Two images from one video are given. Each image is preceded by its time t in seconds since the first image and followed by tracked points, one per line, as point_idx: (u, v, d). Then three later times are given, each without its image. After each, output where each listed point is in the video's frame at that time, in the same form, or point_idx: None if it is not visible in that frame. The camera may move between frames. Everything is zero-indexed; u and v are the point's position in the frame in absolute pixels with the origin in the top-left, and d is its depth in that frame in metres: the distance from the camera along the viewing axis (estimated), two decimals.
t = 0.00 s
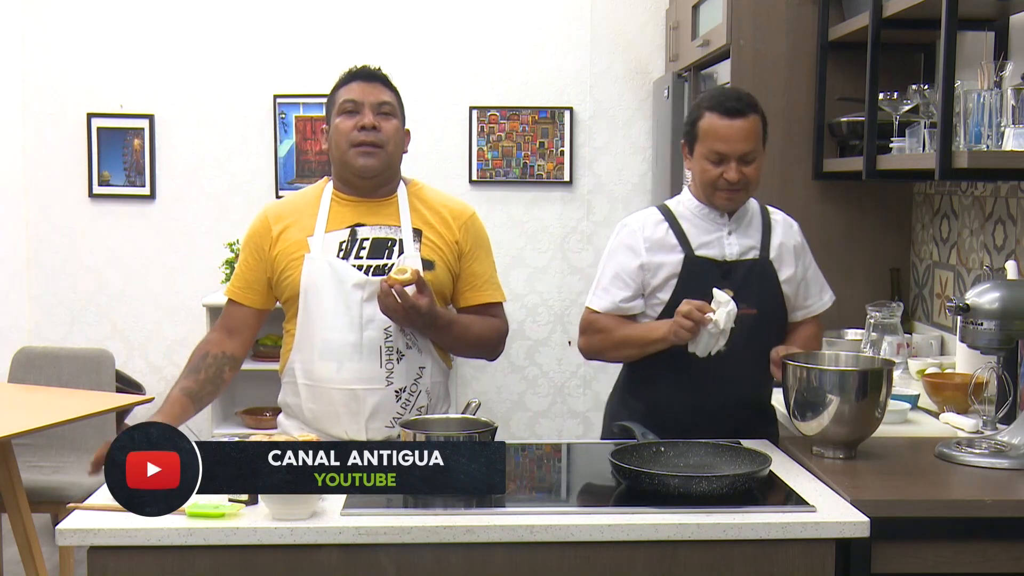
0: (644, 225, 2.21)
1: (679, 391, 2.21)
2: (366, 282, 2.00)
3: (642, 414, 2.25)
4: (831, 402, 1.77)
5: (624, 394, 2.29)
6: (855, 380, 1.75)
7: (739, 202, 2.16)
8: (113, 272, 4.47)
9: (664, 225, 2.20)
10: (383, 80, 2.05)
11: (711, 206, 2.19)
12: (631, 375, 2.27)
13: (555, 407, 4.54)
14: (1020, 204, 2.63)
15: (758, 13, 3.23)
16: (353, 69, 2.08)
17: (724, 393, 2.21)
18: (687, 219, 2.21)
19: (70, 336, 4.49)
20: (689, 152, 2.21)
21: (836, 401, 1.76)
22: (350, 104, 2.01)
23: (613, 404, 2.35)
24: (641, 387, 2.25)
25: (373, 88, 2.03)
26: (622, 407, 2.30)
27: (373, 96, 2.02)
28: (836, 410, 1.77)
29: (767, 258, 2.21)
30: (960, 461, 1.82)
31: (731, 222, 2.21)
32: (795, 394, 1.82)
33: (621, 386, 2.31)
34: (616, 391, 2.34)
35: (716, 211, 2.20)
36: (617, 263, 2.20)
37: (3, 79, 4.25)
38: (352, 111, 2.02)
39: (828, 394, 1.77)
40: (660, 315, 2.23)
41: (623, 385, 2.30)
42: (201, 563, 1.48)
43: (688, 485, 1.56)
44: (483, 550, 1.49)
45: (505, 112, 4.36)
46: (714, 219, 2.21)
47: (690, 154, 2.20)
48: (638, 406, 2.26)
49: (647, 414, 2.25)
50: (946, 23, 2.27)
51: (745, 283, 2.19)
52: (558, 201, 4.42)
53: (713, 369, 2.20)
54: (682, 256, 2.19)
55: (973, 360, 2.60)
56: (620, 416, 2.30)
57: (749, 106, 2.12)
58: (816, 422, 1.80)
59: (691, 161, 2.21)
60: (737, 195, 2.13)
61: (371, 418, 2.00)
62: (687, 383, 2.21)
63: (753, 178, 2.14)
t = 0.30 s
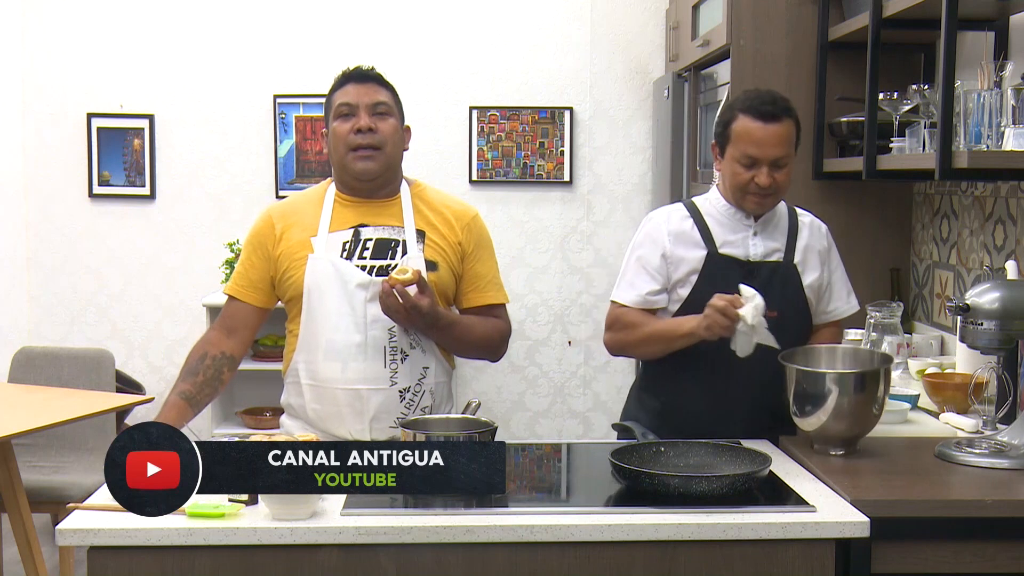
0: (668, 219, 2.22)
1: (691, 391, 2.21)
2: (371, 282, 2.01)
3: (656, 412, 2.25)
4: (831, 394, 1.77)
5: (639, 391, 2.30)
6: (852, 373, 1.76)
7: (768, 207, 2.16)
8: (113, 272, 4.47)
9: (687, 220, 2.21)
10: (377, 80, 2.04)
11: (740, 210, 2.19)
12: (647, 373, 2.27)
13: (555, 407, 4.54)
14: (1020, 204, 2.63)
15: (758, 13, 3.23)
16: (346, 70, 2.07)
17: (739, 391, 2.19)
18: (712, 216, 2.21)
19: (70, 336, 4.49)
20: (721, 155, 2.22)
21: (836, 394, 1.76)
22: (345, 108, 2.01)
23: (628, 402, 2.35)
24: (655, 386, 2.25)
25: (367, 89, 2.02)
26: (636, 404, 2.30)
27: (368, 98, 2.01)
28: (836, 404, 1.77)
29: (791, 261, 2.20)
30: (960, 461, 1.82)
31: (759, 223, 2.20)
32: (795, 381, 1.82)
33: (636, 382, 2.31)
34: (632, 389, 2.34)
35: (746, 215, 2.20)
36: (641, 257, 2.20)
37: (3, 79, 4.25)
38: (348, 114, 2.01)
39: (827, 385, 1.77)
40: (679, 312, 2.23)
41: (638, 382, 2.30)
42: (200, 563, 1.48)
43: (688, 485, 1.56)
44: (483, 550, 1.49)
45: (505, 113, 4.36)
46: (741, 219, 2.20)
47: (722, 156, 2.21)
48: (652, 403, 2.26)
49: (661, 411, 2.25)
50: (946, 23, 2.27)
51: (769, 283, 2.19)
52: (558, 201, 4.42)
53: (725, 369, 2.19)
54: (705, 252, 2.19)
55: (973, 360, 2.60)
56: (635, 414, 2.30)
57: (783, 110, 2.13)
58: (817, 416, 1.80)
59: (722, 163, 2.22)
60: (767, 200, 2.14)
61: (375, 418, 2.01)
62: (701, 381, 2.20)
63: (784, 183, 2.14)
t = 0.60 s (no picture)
0: (673, 213, 2.23)
1: (689, 390, 2.21)
2: (372, 281, 1.99)
3: (657, 412, 2.25)
4: (797, 394, 1.79)
5: (640, 392, 2.30)
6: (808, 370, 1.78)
7: (762, 209, 2.17)
8: (113, 272, 4.47)
9: (689, 216, 2.21)
10: (377, 82, 2.02)
11: (738, 211, 2.19)
12: (647, 374, 2.27)
13: (555, 407, 4.54)
14: (1020, 204, 2.63)
15: (758, 12, 3.23)
16: (346, 71, 2.05)
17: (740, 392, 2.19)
18: (712, 213, 2.21)
19: (70, 336, 4.49)
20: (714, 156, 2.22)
21: (802, 393, 1.79)
22: (346, 111, 1.99)
23: (628, 403, 2.35)
24: (653, 386, 2.26)
25: (367, 91, 2.00)
26: (637, 405, 2.30)
27: (369, 100, 1.99)
28: (802, 402, 1.80)
29: (788, 260, 2.19)
30: (959, 461, 1.82)
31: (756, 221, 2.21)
32: (760, 385, 1.81)
33: (637, 383, 2.32)
34: (632, 391, 2.34)
35: (739, 216, 2.21)
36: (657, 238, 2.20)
37: (3, 80, 4.25)
38: (349, 117, 1.99)
39: (791, 386, 1.79)
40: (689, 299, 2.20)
41: (639, 383, 2.30)
42: (201, 563, 1.48)
43: (688, 485, 1.56)
44: (483, 551, 1.49)
45: (505, 112, 4.36)
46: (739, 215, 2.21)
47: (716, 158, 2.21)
48: (653, 404, 2.26)
49: (662, 412, 2.25)
50: (946, 23, 2.27)
51: (767, 282, 2.18)
52: (558, 201, 4.42)
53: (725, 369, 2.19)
54: (710, 247, 2.19)
55: (973, 360, 2.60)
56: (636, 415, 2.30)
57: (775, 113, 2.12)
58: (789, 418, 1.82)
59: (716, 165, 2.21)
60: (761, 203, 2.15)
61: (378, 417, 2.01)
62: (702, 381, 2.20)
63: (776, 186, 2.15)
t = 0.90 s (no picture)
0: (680, 211, 2.22)
1: (689, 390, 2.21)
2: (371, 280, 2.00)
3: (657, 412, 2.25)
4: (789, 396, 1.80)
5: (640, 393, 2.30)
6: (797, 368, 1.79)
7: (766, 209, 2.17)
8: (113, 272, 4.47)
9: (699, 214, 2.20)
10: (388, 93, 2.00)
11: (736, 215, 2.20)
12: (647, 374, 2.28)
13: (555, 407, 4.53)
14: (1020, 204, 2.63)
15: (758, 12, 3.23)
16: (355, 76, 2.01)
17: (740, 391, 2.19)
18: (717, 211, 2.20)
19: (70, 336, 4.49)
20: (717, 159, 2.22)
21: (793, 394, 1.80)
22: (356, 126, 1.98)
23: (627, 404, 2.35)
24: (653, 386, 2.26)
25: (379, 105, 1.99)
26: (637, 405, 2.30)
27: (380, 116, 1.98)
28: (794, 403, 1.80)
29: (792, 260, 2.19)
30: (959, 461, 1.82)
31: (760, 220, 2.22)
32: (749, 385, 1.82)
33: (637, 384, 2.32)
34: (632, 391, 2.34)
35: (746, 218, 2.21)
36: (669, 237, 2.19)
37: (3, 80, 4.25)
38: (359, 132, 1.98)
39: (782, 387, 1.80)
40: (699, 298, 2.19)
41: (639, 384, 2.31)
42: (201, 563, 1.48)
43: (688, 485, 1.56)
44: (483, 551, 1.49)
45: (505, 112, 4.36)
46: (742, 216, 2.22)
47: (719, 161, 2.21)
48: (653, 404, 2.26)
49: (662, 412, 2.25)
50: (946, 23, 2.27)
51: (773, 283, 2.18)
52: (558, 201, 4.42)
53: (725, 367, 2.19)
54: (719, 245, 2.18)
55: (973, 360, 2.60)
56: (636, 416, 2.30)
57: (775, 114, 2.14)
58: (783, 419, 1.83)
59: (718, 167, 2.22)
60: (762, 206, 2.15)
61: (379, 415, 2.01)
62: (702, 381, 2.20)
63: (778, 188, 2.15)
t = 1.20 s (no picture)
0: (682, 214, 2.22)
1: (689, 391, 2.21)
2: (371, 280, 2.00)
3: (659, 412, 2.26)
4: (792, 395, 1.80)
5: (642, 393, 2.31)
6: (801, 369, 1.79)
7: (755, 206, 2.17)
8: (113, 272, 4.47)
9: (701, 217, 2.20)
10: (387, 93, 2.00)
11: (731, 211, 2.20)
12: (649, 374, 2.28)
13: (555, 407, 4.53)
14: (1020, 204, 2.63)
15: (758, 12, 3.23)
16: (354, 76, 2.01)
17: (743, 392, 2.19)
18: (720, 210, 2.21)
19: (70, 336, 4.49)
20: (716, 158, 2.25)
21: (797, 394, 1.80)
22: (354, 125, 1.98)
23: (629, 404, 2.36)
24: (655, 386, 2.27)
25: (378, 103, 1.99)
26: (638, 406, 2.31)
27: (378, 114, 1.98)
28: (798, 403, 1.80)
29: (797, 260, 2.19)
30: (959, 461, 1.82)
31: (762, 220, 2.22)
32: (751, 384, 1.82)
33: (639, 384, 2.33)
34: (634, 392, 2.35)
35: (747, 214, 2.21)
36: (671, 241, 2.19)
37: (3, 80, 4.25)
38: (357, 130, 1.99)
39: (786, 387, 1.80)
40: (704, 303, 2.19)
41: (641, 384, 2.31)
42: (201, 563, 1.48)
43: (688, 485, 1.56)
44: (482, 551, 1.49)
45: (505, 113, 4.36)
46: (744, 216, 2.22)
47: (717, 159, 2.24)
48: (655, 405, 2.27)
49: (664, 413, 2.25)
50: (946, 23, 2.27)
51: (778, 283, 2.17)
52: (558, 201, 4.42)
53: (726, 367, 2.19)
54: (721, 246, 2.18)
55: (973, 360, 2.60)
56: (638, 416, 2.31)
57: (769, 110, 2.17)
58: (785, 419, 1.83)
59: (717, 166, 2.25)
60: (752, 200, 2.16)
61: (378, 416, 2.01)
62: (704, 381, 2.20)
63: (768, 183, 2.15)
